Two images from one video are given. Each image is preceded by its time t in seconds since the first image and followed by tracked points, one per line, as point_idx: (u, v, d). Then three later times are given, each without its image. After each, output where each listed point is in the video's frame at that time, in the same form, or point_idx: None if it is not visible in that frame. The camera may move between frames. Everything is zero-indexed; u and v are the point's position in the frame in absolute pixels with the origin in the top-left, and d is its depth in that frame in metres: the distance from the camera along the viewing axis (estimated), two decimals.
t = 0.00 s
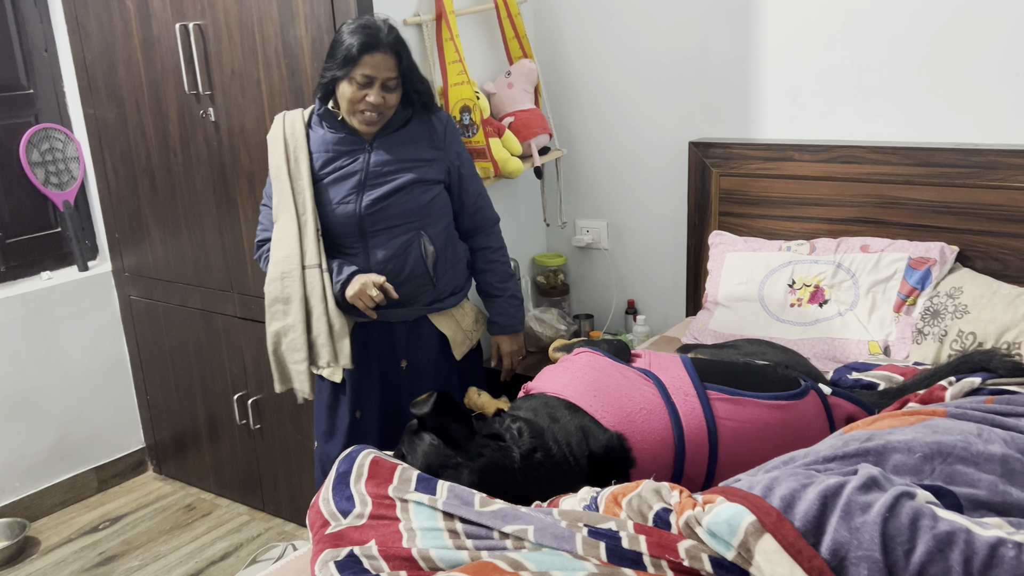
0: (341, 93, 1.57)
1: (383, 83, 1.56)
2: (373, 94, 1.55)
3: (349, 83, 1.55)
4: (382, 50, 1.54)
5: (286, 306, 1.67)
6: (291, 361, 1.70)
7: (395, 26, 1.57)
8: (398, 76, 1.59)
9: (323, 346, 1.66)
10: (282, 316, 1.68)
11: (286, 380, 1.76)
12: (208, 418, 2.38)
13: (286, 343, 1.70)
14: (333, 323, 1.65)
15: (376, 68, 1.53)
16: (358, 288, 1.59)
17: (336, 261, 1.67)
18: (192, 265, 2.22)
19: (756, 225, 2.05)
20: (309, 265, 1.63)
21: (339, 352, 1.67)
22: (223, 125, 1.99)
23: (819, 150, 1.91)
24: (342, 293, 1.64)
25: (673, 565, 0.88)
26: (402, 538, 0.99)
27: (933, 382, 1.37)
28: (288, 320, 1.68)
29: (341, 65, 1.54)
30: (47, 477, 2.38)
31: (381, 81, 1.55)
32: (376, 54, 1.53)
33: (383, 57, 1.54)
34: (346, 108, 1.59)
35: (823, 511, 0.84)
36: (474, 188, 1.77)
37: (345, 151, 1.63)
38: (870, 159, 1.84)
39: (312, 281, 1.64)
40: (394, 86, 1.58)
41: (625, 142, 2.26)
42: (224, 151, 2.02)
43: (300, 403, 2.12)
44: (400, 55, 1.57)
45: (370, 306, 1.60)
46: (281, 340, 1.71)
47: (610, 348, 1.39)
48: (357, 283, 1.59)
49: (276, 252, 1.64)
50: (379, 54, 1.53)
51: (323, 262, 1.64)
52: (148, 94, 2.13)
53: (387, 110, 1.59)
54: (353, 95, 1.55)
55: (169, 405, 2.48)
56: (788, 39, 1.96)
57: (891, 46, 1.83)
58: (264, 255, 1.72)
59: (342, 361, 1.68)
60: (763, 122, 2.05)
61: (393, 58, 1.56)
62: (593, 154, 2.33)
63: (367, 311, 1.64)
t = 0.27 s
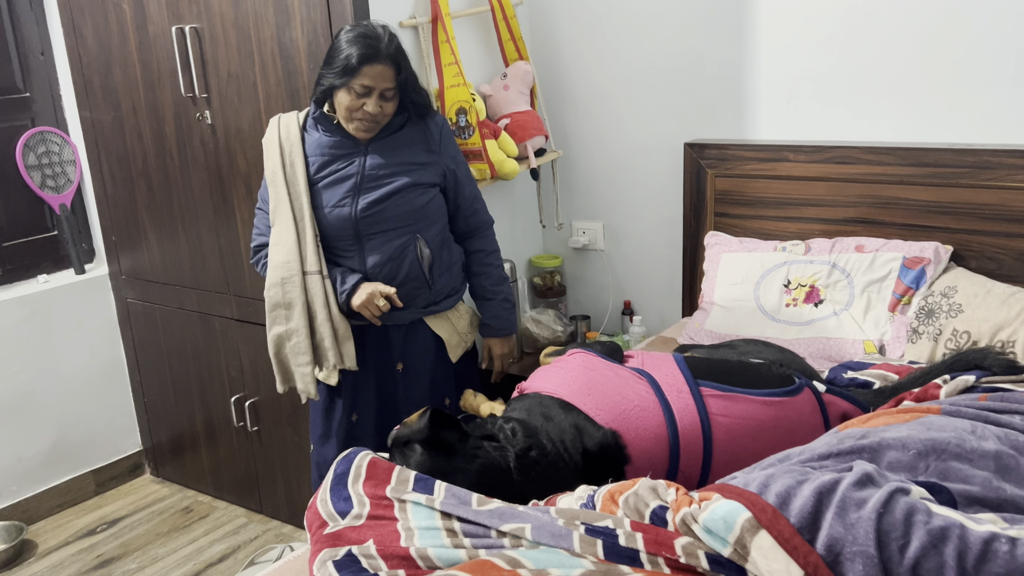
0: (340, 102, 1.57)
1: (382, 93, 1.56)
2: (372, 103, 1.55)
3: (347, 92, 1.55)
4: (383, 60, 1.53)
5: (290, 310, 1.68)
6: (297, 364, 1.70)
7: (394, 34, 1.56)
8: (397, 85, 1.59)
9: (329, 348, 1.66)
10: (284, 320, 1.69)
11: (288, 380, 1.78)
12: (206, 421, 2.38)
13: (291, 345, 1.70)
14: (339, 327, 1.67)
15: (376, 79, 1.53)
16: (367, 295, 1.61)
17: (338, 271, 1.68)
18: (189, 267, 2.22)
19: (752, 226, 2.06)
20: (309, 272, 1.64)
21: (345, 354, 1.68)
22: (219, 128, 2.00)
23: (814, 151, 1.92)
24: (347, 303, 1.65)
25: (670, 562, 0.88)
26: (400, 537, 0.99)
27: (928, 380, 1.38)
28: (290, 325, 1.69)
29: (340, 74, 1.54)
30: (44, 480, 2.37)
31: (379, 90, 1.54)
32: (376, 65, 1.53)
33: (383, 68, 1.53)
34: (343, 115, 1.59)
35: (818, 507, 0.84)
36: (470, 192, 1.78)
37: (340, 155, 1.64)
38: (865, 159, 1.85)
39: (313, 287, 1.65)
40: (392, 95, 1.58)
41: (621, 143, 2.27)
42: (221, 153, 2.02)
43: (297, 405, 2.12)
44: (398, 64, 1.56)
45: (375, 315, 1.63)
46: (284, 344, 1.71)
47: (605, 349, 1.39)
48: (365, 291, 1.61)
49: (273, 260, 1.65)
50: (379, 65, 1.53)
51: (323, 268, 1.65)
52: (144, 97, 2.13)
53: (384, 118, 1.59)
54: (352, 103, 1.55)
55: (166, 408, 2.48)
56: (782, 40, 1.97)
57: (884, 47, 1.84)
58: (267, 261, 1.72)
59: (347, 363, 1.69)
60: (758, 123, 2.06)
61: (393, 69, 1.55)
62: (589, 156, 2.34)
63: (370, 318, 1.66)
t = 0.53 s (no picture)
0: (337, 101, 1.57)
1: (380, 91, 1.57)
2: (371, 102, 1.56)
3: (345, 92, 1.55)
4: (381, 59, 1.55)
5: (284, 312, 1.67)
6: (290, 366, 1.70)
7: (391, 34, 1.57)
8: (394, 84, 1.60)
9: (326, 349, 1.66)
10: (279, 322, 1.68)
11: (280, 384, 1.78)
12: (202, 423, 2.38)
13: (285, 347, 1.70)
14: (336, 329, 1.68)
15: (375, 77, 1.54)
16: (361, 295, 1.62)
17: (333, 273, 1.68)
18: (185, 269, 2.22)
19: (746, 224, 2.07)
20: (304, 274, 1.65)
21: (342, 355, 1.69)
22: (215, 129, 2.00)
23: (807, 150, 1.93)
24: (342, 304, 1.66)
25: (667, 556, 0.89)
26: (400, 535, 1.00)
27: (921, 376, 1.39)
28: (285, 326, 1.68)
29: (338, 73, 1.54)
30: (40, 482, 2.37)
31: (379, 89, 1.55)
32: (376, 63, 1.54)
33: (381, 66, 1.54)
34: (341, 117, 1.60)
35: (813, 500, 0.85)
36: (465, 192, 1.79)
37: (336, 155, 1.64)
38: (858, 158, 1.87)
39: (308, 288, 1.64)
40: (391, 93, 1.59)
41: (614, 144, 2.28)
42: (216, 154, 2.02)
43: (294, 405, 2.12)
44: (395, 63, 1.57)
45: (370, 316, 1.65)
46: (278, 346, 1.71)
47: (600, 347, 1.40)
48: (360, 292, 1.62)
49: (268, 259, 1.65)
50: (377, 64, 1.54)
51: (318, 270, 1.66)
52: (139, 98, 2.14)
53: (382, 117, 1.61)
54: (350, 103, 1.56)
55: (162, 409, 2.48)
56: (775, 40, 1.98)
57: (877, 47, 1.86)
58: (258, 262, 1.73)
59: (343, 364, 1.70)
60: (752, 122, 2.07)
61: (391, 67, 1.56)
62: (584, 156, 2.35)
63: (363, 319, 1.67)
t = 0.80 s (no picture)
0: (334, 104, 1.57)
1: (376, 92, 1.57)
2: (366, 104, 1.56)
3: (341, 94, 1.56)
4: (376, 61, 1.55)
5: (279, 313, 1.69)
6: (283, 368, 1.72)
7: (386, 37, 1.58)
8: (390, 85, 1.61)
9: (319, 352, 1.68)
10: (274, 323, 1.70)
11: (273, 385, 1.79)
12: (200, 424, 2.38)
13: (279, 348, 1.72)
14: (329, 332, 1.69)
15: (370, 77, 1.55)
16: (357, 298, 1.63)
17: (329, 274, 1.69)
18: (182, 271, 2.23)
19: (741, 224, 2.09)
20: (301, 275, 1.66)
21: (334, 358, 1.70)
22: (212, 131, 2.00)
23: (801, 150, 1.95)
24: (336, 305, 1.66)
25: (666, 551, 0.91)
26: (401, 532, 1.01)
27: (915, 373, 1.40)
28: (279, 327, 1.70)
29: (334, 75, 1.54)
30: (38, 485, 2.37)
31: (374, 90, 1.56)
32: (371, 65, 1.54)
33: (377, 66, 1.55)
34: (337, 119, 1.60)
35: (810, 495, 0.86)
36: (462, 192, 1.79)
37: (333, 155, 1.65)
38: (851, 158, 1.88)
39: (304, 290, 1.66)
40: (386, 94, 1.59)
41: (610, 144, 2.29)
42: (214, 156, 2.03)
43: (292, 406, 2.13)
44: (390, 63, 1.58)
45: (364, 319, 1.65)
46: (272, 347, 1.73)
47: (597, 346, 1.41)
48: (356, 294, 1.63)
49: (266, 261, 1.66)
50: (373, 65, 1.55)
51: (315, 271, 1.66)
52: (136, 100, 2.14)
53: (378, 118, 1.61)
54: (346, 105, 1.56)
55: (160, 411, 2.48)
56: (768, 41, 2.00)
57: (869, 47, 1.88)
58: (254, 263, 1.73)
59: (337, 366, 1.71)
60: (746, 123, 2.09)
61: (386, 68, 1.57)
62: (579, 156, 2.36)
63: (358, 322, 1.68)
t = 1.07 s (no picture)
0: (330, 104, 1.58)
1: (371, 89, 1.59)
2: (362, 101, 1.57)
3: (337, 93, 1.57)
4: (368, 56, 1.57)
5: (273, 311, 1.69)
6: (276, 366, 1.72)
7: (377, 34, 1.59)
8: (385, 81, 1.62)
9: (313, 351, 1.68)
10: (267, 321, 1.70)
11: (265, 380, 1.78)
12: (195, 426, 2.39)
13: (271, 347, 1.72)
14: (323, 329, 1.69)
15: (363, 74, 1.56)
16: (350, 304, 1.63)
17: (322, 280, 1.68)
18: (177, 272, 2.23)
19: (735, 224, 2.10)
20: (296, 274, 1.65)
21: (328, 356, 1.70)
22: (207, 133, 2.01)
23: (794, 150, 1.96)
24: (331, 309, 1.67)
25: (662, 549, 0.91)
26: (398, 531, 1.01)
27: (907, 372, 1.42)
28: (273, 325, 1.70)
29: (328, 75, 1.56)
30: (33, 487, 2.36)
31: (368, 87, 1.57)
32: (363, 60, 1.56)
33: (371, 62, 1.57)
34: (336, 119, 1.61)
35: (804, 492, 0.87)
36: (460, 193, 1.80)
37: (331, 155, 1.65)
38: (844, 158, 1.90)
39: (299, 289, 1.65)
40: (381, 91, 1.61)
41: (604, 145, 2.30)
42: (209, 157, 2.03)
43: (288, 407, 2.13)
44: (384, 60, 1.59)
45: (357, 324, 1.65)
46: (265, 345, 1.72)
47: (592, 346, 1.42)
48: (349, 300, 1.64)
49: (260, 259, 1.66)
50: (365, 61, 1.56)
51: (310, 271, 1.66)
52: (131, 102, 2.14)
53: (376, 115, 1.62)
54: (344, 104, 1.57)
55: (155, 413, 2.48)
56: (761, 43, 2.01)
57: (861, 48, 1.89)
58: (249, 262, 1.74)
59: (330, 365, 1.72)
60: (739, 123, 2.10)
61: (379, 64, 1.59)
62: (573, 157, 2.37)
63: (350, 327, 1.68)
